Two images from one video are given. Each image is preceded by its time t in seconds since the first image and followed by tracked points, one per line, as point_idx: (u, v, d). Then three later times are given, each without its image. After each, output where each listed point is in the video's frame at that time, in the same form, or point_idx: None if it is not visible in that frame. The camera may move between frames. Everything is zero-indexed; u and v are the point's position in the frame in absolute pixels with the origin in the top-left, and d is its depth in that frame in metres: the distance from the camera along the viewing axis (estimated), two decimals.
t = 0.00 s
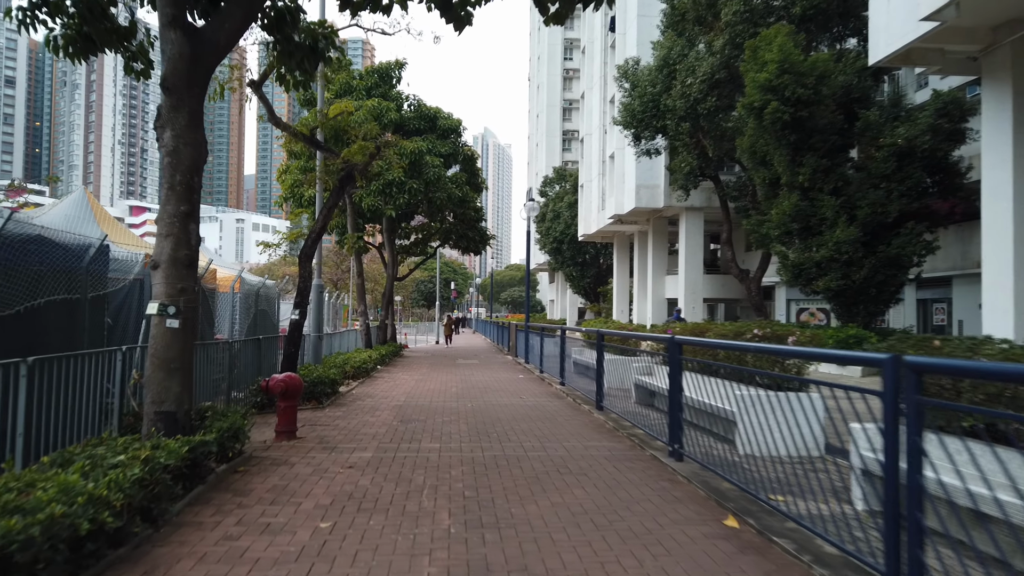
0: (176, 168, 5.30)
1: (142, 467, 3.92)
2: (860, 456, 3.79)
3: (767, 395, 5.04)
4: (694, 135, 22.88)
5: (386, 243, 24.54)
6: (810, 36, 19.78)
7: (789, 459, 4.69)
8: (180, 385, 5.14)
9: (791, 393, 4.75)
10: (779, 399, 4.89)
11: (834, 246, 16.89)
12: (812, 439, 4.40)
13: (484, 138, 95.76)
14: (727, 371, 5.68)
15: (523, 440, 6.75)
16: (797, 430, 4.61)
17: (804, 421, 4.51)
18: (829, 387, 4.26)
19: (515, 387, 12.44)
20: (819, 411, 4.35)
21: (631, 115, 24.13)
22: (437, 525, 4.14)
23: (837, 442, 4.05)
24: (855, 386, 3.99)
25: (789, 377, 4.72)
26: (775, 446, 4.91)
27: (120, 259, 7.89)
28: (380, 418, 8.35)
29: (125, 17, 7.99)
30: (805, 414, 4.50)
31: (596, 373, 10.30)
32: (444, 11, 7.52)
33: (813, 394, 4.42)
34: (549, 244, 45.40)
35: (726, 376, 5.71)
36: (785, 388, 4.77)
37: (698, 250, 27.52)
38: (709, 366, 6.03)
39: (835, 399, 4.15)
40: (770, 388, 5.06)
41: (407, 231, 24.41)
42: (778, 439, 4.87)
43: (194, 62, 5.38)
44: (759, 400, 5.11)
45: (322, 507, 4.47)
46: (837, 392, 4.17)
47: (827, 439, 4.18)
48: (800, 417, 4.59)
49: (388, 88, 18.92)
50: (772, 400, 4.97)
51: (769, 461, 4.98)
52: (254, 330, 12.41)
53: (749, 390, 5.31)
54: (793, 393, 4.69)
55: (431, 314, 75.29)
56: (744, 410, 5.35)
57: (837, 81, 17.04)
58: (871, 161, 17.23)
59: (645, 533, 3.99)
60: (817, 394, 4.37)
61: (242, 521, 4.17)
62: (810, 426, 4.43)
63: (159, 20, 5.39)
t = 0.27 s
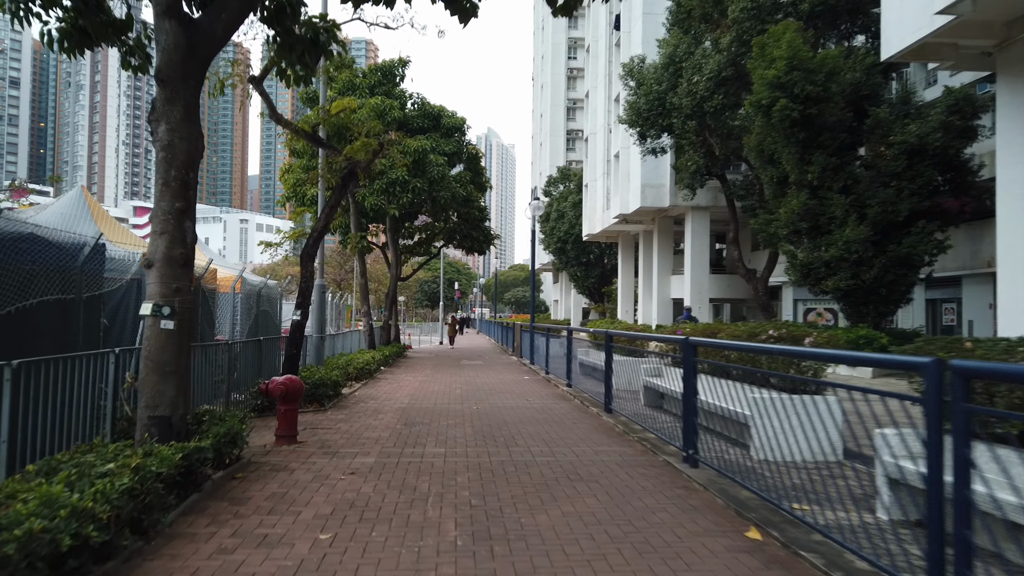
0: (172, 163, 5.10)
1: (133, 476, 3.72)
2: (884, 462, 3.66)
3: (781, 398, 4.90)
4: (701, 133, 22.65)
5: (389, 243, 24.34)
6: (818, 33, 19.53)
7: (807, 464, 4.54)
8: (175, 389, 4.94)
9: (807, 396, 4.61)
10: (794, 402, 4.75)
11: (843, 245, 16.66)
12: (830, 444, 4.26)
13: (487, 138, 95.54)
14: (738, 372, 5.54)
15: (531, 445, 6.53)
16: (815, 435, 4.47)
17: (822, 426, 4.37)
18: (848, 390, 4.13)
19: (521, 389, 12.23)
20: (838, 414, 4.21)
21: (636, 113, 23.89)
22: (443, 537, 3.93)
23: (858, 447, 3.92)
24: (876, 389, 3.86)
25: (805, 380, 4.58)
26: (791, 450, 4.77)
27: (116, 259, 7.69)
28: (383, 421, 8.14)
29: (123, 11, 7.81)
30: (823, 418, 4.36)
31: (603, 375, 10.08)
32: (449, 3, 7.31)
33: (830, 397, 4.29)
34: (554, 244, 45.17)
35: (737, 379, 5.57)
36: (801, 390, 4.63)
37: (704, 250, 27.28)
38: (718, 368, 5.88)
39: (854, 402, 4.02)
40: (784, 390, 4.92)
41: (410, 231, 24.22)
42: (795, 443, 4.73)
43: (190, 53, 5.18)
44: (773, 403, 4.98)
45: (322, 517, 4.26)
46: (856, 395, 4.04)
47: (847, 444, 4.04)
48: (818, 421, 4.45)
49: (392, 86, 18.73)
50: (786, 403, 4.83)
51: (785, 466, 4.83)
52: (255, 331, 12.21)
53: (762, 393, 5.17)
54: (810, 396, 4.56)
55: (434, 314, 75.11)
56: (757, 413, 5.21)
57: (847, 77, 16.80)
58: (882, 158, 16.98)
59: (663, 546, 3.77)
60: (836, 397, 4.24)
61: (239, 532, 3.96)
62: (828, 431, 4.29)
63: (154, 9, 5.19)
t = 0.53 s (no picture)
0: (164, 157, 4.85)
1: (117, 491, 3.48)
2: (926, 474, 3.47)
3: (800, 403, 4.73)
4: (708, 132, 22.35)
5: (393, 243, 24.10)
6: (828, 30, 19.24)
7: (826, 472, 4.38)
8: (167, 395, 4.69)
9: (828, 401, 4.44)
10: (814, 407, 4.58)
11: (854, 245, 16.39)
12: (853, 451, 4.10)
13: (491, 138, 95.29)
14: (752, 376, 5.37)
15: (539, 452, 6.28)
16: (836, 442, 4.30)
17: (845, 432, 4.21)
18: (874, 395, 3.97)
19: (528, 391, 11.97)
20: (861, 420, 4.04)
21: (643, 111, 23.62)
22: (449, 555, 3.67)
23: (890, 456, 3.73)
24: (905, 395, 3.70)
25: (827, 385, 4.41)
26: (810, 457, 4.60)
27: (111, 258, 7.45)
28: (386, 426, 7.89)
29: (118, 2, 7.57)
30: (846, 424, 4.19)
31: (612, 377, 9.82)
32: None
33: (853, 402, 4.13)
34: (558, 244, 44.88)
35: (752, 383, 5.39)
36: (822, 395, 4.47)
37: (710, 250, 26.99)
38: (732, 371, 5.70)
39: (880, 408, 3.85)
40: (803, 395, 4.75)
41: (414, 231, 23.98)
42: (813, 450, 4.56)
43: (184, 43, 4.93)
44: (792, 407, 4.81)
45: (321, 533, 4.01)
46: (883, 401, 3.88)
47: (872, 451, 3.88)
48: (840, 427, 4.28)
49: (396, 84, 18.50)
50: (806, 408, 4.67)
51: (803, 474, 4.66)
52: (256, 332, 11.96)
53: (779, 397, 5.00)
54: (831, 401, 4.39)
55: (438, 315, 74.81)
56: (773, 418, 5.05)
57: (858, 74, 16.52)
58: (893, 156, 16.71)
59: (685, 566, 3.51)
60: (859, 402, 4.07)
61: (231, 550, 3.71)
62: (851, 438, 4.13)
63: None
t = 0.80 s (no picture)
0: (150, 148, 4.64)
1: (93, 500, 3.25)
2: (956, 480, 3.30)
3: (809, 403, 4.57)
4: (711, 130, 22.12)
5: (392, 242, 23.89)
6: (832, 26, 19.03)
7: (838, 475, 4.22)
8: (153, 397, 4.48)
9: (837, 402, 4.29)
10: (823, 408, 4.42)
11: (859, 243, 16.18)
12: (866, 454, 3.94)
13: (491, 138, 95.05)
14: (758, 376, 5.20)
15: (542, 455, 6.06)
16: (848, 444, 4.13)
17: (857, 433, 4.04)
18: (886, 396, 3.79)
19: (530, 392, 11.75)
20: (874, 422, 3.88)
21: (644, 110, 23.40)
22: (449, 568, 3.45)
23: (909, 461, 3.53)
24: (919, 395, 3.54)
25: (837, 385, 4.25)
26: (820, 460, 4.43)
27: (101, 257, 7.24)
28: (384, 428, 7.67)
29: None
30: (856, 426, 4.03)
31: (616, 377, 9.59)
32: None
33: (864, 402, 3.96)
34: (559, 244, 44.65)
35: (757, 383, 5.22)
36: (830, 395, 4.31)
37: (713, 249, 26.78)
38: (737, 371, 5.54)
39: (893, 409, 3.69)
40: (811, 395, 4.59)
41: (414, 230, 23.77)
42: (824, 452, 4.39)
43: (173, 29, 4.70)
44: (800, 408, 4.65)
45: (313, 543, 3.78)
46: (895, 401, 3.71)
47: (884, 453, 3.72)
48: (851, 428, 4.12)
49: (395, 81, 18.31)
50: (814, 409, 4.51)
51: (814, 477, 4.50)
52: (252, 332, 11.74)
53: (786, 398, 4.84)
54: (840, 402, 4.23)
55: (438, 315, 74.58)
56: (780, 419, 4.88)
57: (864, 70, 16.30)
58: (899, 154, 16.49)
59: None
60: (871, 403, 3.91)
61: (217, 562, 3.49)
62: (863, 440, 3.96)
63: None
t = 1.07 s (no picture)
0: (133, 139, 4.41)
1: (61, 515, 3.02)
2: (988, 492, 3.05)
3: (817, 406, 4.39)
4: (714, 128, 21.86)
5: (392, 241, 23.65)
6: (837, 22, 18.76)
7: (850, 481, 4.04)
8: (134, 401, 4.25)
9: (848, 405, 4.11)
10: (834, 411, 4.24)
11: (865, 242, 15.94)
12: (881, 458, 3.76)
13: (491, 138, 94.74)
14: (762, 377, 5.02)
15: (545, 461, 5.82)
16: (862, 448, 3.96)
17: (871, 438, 3.87)
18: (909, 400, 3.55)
19: (531, 394, 11.51)
20: (887, 425, 3.70)
21: (647, 107, 23.16)
22: None
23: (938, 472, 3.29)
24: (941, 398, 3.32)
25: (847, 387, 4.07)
26: (831, 464, 4.25)
27: (88, 255, 7.02)
28: (382, 431, 7.43)
29: None
30: (870, 429, 3.85)
31: (620, 379, 9.35)
32: None
33: (878, 405, 3.79)
34: (560, 243, 44.39)
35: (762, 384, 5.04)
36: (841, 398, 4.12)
37: (715, 248, 26.53)
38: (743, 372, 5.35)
39: (917, 414, 3.45)
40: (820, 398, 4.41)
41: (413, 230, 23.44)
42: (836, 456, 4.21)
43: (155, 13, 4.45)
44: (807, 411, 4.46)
45: (302, 558, 3.55)
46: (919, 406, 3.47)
47: (908, 461, 3.48)
48: (864, 432, 3.94)
49: (394, 78, 18.09)
50: (824, 412, 4.32)
51: (826, 482, 4.31)
52: (248, 333, 11.52)
53: (793, 399, 4.66)
54: (852, 404, 4.06)
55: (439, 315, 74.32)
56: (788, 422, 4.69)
57: (870, 66, 16.06)
58: (906, 151, 16.23)
59: None
60: (891, 408, 3.67)
61: None
62: (878, 443, 3.79)
63: None
